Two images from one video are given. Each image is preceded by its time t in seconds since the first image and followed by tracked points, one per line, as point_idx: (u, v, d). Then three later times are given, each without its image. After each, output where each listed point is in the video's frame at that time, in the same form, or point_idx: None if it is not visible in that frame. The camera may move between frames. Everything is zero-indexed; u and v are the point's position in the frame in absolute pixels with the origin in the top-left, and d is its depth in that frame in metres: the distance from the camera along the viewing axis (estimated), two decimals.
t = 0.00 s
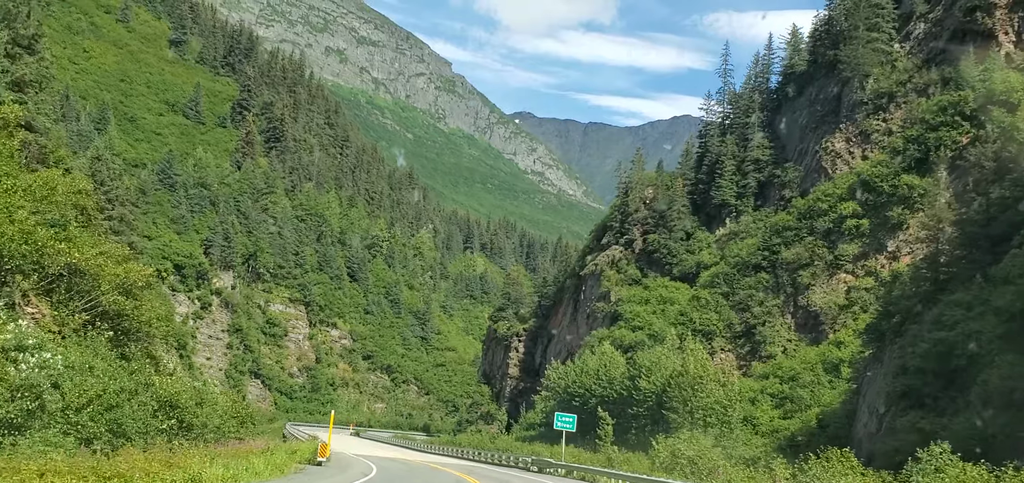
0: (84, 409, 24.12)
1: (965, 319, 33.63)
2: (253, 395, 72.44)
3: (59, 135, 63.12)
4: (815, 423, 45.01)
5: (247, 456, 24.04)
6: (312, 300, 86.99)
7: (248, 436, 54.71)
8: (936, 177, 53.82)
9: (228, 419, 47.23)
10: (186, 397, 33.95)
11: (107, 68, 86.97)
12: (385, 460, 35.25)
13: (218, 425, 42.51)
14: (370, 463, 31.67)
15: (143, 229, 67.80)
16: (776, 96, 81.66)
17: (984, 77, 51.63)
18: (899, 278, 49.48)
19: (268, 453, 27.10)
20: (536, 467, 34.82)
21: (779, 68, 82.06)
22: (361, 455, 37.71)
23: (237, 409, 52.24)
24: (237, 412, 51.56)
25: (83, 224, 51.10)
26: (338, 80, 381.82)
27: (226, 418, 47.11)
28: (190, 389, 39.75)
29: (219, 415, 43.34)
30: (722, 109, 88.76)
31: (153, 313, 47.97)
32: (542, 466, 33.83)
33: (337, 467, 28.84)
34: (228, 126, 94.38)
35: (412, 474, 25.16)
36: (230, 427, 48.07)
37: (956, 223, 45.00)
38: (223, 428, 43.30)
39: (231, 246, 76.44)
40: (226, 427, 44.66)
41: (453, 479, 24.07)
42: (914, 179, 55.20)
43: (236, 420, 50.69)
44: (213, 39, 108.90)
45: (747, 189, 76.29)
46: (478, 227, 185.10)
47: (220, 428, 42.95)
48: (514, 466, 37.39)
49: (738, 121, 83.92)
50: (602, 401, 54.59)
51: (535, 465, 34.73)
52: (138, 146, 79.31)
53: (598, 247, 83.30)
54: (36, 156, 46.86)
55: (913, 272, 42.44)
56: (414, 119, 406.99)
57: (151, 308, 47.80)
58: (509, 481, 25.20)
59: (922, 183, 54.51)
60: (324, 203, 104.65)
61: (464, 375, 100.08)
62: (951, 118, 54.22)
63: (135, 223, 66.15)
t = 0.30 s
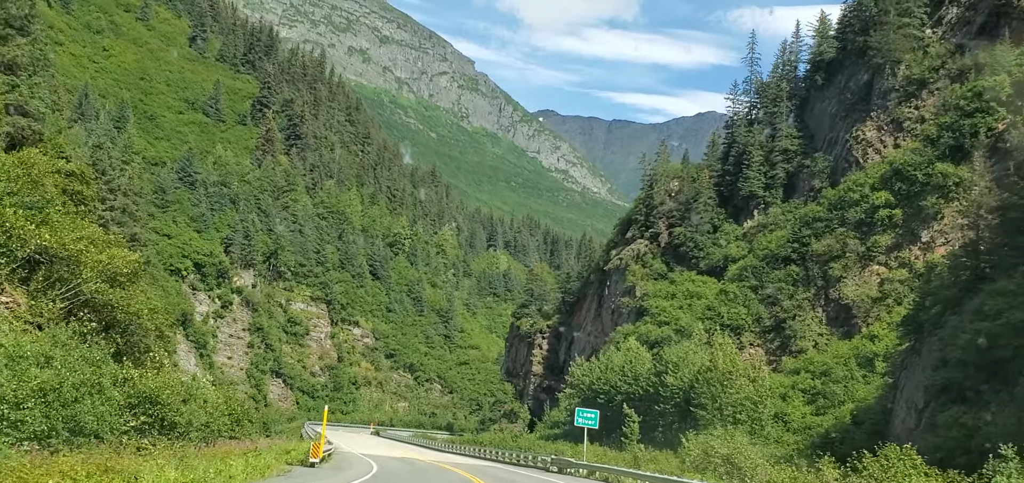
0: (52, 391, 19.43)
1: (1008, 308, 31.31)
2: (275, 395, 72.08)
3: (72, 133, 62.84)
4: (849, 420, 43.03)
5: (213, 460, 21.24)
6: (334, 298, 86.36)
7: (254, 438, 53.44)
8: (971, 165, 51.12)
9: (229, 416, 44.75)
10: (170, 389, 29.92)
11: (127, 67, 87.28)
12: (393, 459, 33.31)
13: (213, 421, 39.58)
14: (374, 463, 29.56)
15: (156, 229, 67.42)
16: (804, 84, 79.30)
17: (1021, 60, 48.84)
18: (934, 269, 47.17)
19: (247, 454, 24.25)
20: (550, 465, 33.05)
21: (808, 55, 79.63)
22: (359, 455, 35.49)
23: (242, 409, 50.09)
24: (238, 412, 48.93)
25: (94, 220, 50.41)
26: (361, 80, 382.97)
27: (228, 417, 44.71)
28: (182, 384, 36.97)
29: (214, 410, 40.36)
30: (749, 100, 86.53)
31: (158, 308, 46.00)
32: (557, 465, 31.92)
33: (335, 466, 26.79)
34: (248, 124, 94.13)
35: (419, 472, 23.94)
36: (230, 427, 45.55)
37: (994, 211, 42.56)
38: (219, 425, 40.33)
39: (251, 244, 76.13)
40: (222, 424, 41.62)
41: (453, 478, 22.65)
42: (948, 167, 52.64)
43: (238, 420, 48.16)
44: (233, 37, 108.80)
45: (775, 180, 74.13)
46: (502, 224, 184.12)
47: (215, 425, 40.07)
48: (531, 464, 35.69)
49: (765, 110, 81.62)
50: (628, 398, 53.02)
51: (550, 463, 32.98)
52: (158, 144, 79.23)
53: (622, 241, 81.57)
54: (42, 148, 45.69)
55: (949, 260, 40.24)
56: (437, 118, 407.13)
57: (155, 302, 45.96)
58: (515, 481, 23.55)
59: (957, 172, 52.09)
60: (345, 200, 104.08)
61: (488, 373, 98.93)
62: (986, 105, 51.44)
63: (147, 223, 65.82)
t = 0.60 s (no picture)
0: None
1: None
2: (293, 397, 71.32)
3: (84, 134, 62.65)
4: (882, 419, 41.10)
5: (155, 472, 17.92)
6: (352, 299, 85.51)
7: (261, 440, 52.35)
8: (1006, 154, 48.79)
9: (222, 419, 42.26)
10: (142, 386, 26.19)
11: (143, 67, 87.39)
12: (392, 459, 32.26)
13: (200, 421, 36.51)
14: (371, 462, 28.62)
15: (168, 230, 67.01)
16: (830, 74, 77.01)
17: None
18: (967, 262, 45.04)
19: (206, 460, 21.18)
20: (563, 466, 31.02)
21: (832, 45, 77.31)
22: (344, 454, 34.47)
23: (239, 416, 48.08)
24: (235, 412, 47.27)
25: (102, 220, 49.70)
26: (380, 82, 383.70)
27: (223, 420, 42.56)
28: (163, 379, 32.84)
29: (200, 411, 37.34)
30: (772, 92, 84.32)
31: (150, 302, 44.02)
32: (571, 466, 29.67)
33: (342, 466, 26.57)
34: (265, 123, 93.70)
35: (422, 476, 22.55)
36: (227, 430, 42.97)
37: None
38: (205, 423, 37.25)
39: (268, 245, 75.59)
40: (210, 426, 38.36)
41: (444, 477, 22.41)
42: (980, 156, 50.34)
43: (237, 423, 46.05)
44: (250, 37, 108.60)
45: (801, 173, 71.97)
46: (522, 224, 183.02)
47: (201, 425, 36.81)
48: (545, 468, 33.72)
49: (789, 102, 79.42)
50: (651, 397, 51.34)
51: (563, 463, 30.87)
52: (175, 144, 79.01)
53: (644, 238, 79.71)
54: (33, 140, 44.00)
55: (986, 250, 38.23)
56: (457, 119, 406.85)
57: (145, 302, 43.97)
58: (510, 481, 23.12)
59: (990, 161, 49.80)
60: (363, 200, 103.39)
61: (509, 373, 97.61)
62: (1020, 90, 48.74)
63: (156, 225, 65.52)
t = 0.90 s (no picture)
0: None
1: None
2: (311, 397, 70.58)
3: (98, 133, 62.39)
4: (915, 416, 39.09)
5: (84, 473, 14.66)
6: (370, 297, 84.60)
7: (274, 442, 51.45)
8: None
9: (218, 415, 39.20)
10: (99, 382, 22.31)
11: (159, 66, 87.23)
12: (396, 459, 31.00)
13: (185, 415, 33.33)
14: (367, 463, 27.22)
15: (183, 229, 66.45)
16: (855, 62, 74.64)
17: None
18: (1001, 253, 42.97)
19: (157, 465, 17.79)
20: (579, 467, 29.22)
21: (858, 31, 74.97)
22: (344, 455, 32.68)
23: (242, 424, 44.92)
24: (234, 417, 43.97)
25: (108, 218, 48.85)
26: (400, 82, 383.88)
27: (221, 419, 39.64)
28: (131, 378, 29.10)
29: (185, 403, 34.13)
30: (796, 81, 82.07)
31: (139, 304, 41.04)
32: (590, 466, 27.77)
33: (339, 466, 25.30)
34: (281, 122, 93.25)
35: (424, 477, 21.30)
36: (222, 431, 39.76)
37: None
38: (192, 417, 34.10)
39: (284, 244, 75.01)
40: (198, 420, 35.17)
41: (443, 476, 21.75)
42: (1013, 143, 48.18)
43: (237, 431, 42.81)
44: (266, 35, 108.23)
45: (827, 163, 69.81)
46: (542, 222, 181.76)
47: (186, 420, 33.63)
48: (559, 469, 32.01)
49: (813, 91, 77.21)
50: (674, 394, 49.67)
51: (580, 464, 29.14)
52: (190, 143, 78.63)
53: (666, 232, 77.75)
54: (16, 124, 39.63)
55: None
56: (476, 118, 406.07)
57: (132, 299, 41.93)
58: (512, 481, 22.02)
59: None
60: (381, 198, 102.60)
61: (529, 372, 96.27)
62: None
63: (170, 225, 65.02)
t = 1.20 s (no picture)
0: None
1: None
2: (333, 396, 69.97)
3: (116, 132, 62.15)
4: (955, 413, 37.07)
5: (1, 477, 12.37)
6: (393, 296, 83.81)
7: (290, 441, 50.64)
8: None
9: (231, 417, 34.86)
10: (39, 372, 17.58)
11: (179, 65, 87.20)
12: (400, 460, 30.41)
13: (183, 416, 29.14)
14: (372, 463, 26.72)
15: (203, 228, 66.02)
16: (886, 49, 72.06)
17: None
18: None
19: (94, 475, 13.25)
20: (601, 469, 27.13)
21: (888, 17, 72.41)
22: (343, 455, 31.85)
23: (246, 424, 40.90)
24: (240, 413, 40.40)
25: (120, 215, 48.16)
26: (423, 81, 384.07)
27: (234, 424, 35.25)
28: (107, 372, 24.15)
29: (188, 399, 29.83)
30: (826, 69, 79.49)
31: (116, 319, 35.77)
32: (614, 468, 25.66)
33: (342, 466, 24.80)
34: (301, 119, 92.82)
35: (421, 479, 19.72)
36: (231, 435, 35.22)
37: None
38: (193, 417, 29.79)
39: (305, 242, 74.59)
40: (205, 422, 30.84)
41: (445, 477, 21.07)
42: None
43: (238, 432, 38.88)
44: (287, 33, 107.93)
45: (858, 153, 67.48)
46: (566, 220, 180.28)
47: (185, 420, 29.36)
48: (580, 471, 30.03)
49: (843, 80, 74.80)
50: (703, 391, 47.90)
51: (602, 465, 27.18)
52: (210, 142, 78.49)
53: (692, 227, 74.63)
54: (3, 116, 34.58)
55: None
56: (500, 117, 405.05)
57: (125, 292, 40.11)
58: (516, 481, 21.30)
59: None
60: (403, 195, 101.78)
61: (553, 371, 95.13)
62: None
63: (189, 224, 64.63)
